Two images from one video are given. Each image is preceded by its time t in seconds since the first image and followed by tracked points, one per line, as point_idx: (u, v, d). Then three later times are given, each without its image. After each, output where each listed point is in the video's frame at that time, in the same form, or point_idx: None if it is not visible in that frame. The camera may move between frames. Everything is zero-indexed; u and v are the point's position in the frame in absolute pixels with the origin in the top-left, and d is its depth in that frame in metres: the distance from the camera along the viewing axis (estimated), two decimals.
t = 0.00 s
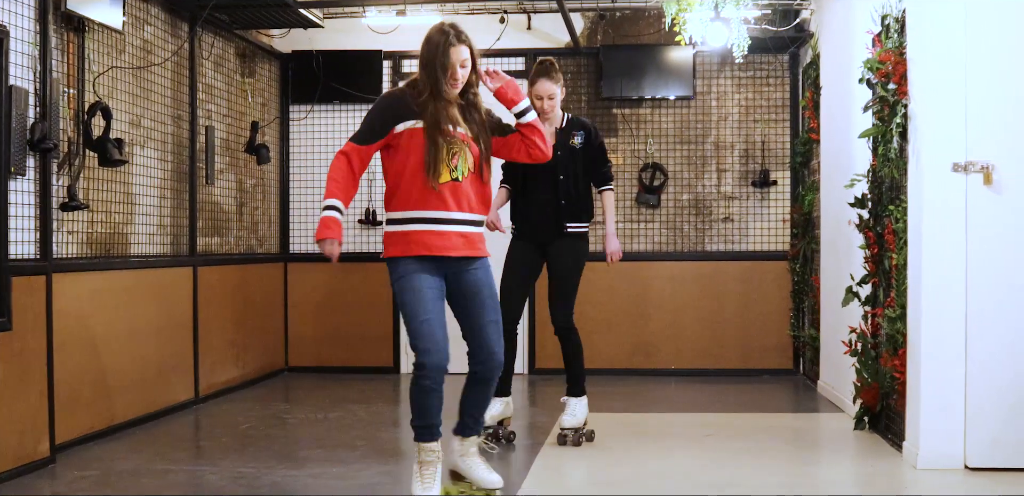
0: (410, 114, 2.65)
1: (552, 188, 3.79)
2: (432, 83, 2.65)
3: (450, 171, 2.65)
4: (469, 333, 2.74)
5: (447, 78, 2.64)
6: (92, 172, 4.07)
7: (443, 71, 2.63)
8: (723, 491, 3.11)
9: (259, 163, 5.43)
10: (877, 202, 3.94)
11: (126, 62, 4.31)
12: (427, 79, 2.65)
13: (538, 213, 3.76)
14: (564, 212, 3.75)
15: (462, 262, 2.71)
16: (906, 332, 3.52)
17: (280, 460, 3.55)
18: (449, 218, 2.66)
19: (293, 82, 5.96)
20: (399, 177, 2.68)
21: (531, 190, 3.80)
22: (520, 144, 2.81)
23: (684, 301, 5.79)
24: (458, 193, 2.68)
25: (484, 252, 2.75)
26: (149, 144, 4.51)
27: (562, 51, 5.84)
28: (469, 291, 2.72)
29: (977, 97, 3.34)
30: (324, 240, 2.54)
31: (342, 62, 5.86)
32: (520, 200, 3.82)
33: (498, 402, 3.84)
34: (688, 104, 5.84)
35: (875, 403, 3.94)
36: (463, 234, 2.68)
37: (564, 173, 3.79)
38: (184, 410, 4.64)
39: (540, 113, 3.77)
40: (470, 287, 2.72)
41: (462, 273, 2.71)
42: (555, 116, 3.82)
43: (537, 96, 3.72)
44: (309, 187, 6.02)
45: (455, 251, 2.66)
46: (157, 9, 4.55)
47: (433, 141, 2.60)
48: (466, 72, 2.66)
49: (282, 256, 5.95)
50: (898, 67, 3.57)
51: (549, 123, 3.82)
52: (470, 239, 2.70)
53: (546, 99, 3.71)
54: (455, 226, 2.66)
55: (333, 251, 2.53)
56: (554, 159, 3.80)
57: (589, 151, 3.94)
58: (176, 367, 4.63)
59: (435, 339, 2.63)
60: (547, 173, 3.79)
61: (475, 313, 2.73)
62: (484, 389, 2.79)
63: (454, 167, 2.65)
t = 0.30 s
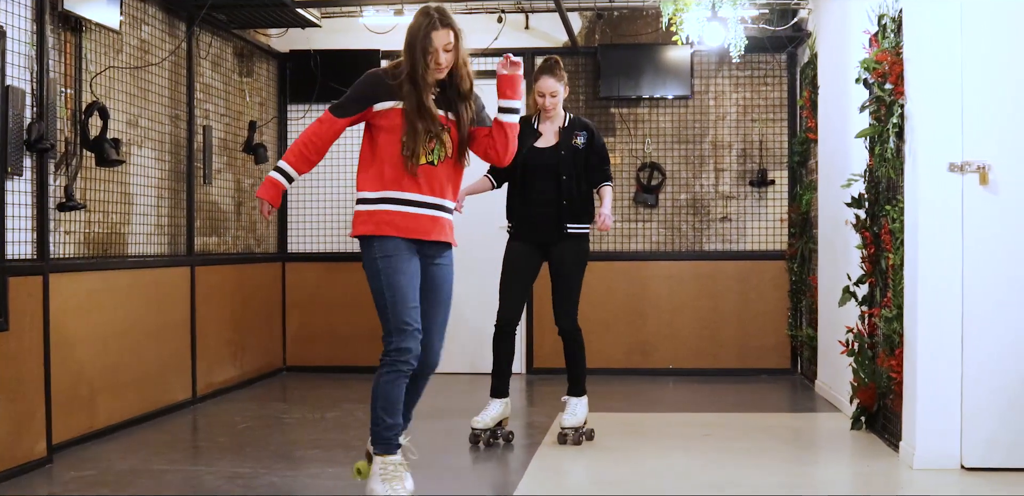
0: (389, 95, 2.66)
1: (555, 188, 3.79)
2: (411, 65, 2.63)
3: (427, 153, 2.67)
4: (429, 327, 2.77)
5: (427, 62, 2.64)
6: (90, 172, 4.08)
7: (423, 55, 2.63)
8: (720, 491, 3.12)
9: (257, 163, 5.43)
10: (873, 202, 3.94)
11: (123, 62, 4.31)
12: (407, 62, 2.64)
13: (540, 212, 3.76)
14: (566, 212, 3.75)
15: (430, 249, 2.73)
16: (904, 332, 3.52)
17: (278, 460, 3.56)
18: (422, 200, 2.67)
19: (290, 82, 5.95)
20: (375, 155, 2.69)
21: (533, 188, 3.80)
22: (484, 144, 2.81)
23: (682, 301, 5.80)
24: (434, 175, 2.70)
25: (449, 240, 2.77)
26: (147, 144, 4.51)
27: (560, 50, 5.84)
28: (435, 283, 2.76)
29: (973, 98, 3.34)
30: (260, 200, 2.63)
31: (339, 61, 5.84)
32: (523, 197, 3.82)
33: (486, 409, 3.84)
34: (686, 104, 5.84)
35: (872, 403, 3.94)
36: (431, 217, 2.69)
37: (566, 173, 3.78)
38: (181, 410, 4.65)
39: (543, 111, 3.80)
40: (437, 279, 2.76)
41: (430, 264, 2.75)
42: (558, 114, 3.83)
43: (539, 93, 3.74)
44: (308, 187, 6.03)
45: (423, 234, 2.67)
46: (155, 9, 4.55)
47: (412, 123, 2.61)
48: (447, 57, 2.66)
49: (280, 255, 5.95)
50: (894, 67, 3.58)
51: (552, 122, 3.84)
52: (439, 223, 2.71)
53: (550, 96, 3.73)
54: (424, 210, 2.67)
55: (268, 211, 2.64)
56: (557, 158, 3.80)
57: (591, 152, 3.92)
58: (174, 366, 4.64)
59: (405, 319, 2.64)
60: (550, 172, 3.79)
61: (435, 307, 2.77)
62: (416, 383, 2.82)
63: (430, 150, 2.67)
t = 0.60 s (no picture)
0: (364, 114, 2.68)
1: (548, 190, 3.79)
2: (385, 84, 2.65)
3: (396, 178, 2.65)
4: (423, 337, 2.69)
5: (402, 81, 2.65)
6: (87, 172, 4.08)
7: (398, 73, 2.65)
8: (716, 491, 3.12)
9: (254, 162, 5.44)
10: (870, 201, 3.95)
11: (121, 62, 4.31)
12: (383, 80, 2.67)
13: (532, 215, 3.76)
14: (561, 215, 3.77)
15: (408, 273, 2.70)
16: (900, 332, 3.53)
17: (274, 459, 3.57)
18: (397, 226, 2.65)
19: (288, 81, 5.95)
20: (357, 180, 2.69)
21: (524, 188, 3.79)
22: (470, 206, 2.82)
23: (679, 300, 5.80)
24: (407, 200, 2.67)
25: (436, 262, 2.70)
26: (144, 144, 4.51)
27: (557, 50, 5.85)
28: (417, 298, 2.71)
29: (968, 98, 3.34)
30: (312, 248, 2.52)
31: (337, 65, 5.86)
32: (513, 197, 3.80)
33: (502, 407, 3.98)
34: (683, 104, 5.85)
35: (869, 402, 3.95)
36: (408, 242, 2.65)
37: (560, 176, 3.78)
38: (179, 409, 4.65)
39: (528, 111, 3.77)
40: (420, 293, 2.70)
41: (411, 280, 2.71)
42: (543, 113, 3.81)
43: (526, 95, 3.70)
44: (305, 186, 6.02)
45: (398, 259, 2.63)
46: (152, 9, 4.55)
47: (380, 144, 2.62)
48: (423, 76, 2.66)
49: (278, 255, 5.96)
50: (890, 67, 3.58)
51: (537, 121, 3.81)
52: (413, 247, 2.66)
53: (535, 100, 3.70)
54: (400, 235, 2.64)
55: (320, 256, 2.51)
56: (549, 161, 3.79)
57: (577, 154, 3.95)
58: (172, 366, 4.65)
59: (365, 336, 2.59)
60: (543, 175, 3.78)
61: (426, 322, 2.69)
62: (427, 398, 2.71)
63: (400, 174, 2.65)
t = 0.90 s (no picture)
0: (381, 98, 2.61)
1: (545, 194, 3.79)
2: (401, 64, 2.62)
3: (426, 155, 2.68)
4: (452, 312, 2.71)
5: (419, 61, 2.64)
6: (84, 172, 4.09)
7: (413, 53, 2.63)
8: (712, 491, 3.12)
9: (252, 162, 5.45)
10: (866, 201, 3.95)
11: (118, 62, 4.31)
12: (401, 61, 2.62)
13: (529, 218, 3.76)
14: (556, 219, 3.76)
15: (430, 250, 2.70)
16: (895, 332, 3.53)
17: (271, 459, 3.57)
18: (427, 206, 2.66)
19: (286, 81, 5.95)
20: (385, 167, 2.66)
21: (522, 191, 3.79)
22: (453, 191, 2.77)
23: (677, 300, 5.81)
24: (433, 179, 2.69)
25: (461, 235, 2.73)
26: (141, 144, 4.51)
27: (555, 50, 5.86)
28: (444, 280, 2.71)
29: (964, 98, 3.35)
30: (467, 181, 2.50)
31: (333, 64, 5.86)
32: (512, 200, 3.78)
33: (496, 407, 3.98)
34: (681, 104, 5.86)
35: (865, 401, 3.96)
36: (437, 220, 2.67)
37: (557, 181, 3.78)
38: (176, 409, 4.65)
39: (525, 116, 3.78)
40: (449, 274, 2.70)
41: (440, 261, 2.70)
42: (541, 117, 3.82)
43: (524, 101, 3.71)
44: (302, 187, 6.01)
45: (428, 238, 2.66)
46: (149, 9, 4.55)
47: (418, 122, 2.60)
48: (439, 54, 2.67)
49: (275, 255, 5.96)
50: (886, 67, 3.59)
51: (535, 127, 3.82)
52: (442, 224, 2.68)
53: (534, 104, 3.70)
54: (429, 214, 2.66)
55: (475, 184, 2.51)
56: (547, 165, 3.79)
57: (578, 152, 3.92)
58: (169, 365, 4.65)
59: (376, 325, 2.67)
60: (541, 180, 3.79)
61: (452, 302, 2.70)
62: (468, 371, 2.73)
63: (430, 152, 2.69)
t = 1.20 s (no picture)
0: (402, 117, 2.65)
1: (556, 191, 3.81)
2: (417, 85, 2.66)
3: (442, 174, 2.69)
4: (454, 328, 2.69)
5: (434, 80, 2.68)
6: (82, 172, 4.09)
7: (426, 70, 2.66)
8: (708, 490, 3.14)
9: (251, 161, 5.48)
10: (862, 201, 3.95)
11: (115, 62, 4.31)
12: (416, 83, 2.66)
13: (540, 217, 3.77)
14: (568, 215, 3.79)
15: (445, 264, 2.70)
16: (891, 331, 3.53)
17: (268, 458, 3.58)
18: (445, 221, 2.68)
19: (284, 81, 5.96)
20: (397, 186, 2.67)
21: (532, 190, 3.78)
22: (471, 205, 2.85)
23: (675, 300, 5.82)
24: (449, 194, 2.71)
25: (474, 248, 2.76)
26: (139, 144, 4.52)
27: (554, 50, 5.87)
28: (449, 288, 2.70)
29: (958, 97, 3.36)
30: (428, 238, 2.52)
31: (331, 65, 5.89)
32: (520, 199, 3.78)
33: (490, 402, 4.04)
34: (678, 104, 5.86)
35: (861, 401, 3.96)
36: (455, 234, 2.69)
37: (567, 177, 3.79)
38: (174, 408, 4.67)
39: (532, 115, 3.77)
40: (453, 282, 2.70)
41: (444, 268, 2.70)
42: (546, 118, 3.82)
43: (532, 100, 3.72)
44: (301, 187, 6.01)
45: (449, 252, 2.67)
46: (147, 10, 4.55)
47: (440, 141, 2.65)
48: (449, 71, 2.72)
49: (273, 254, 5.97)
50: (882, 67, 3.60)
51: (541, 127, 3.81)
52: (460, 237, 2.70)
53: (540, 104, 3.71)
54: (448, 228, 2.67)
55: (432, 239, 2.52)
56: (557, 162, 3.80)
57: (581, 148, 3.95)
58: (167, 365, 4.66)
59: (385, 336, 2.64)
60: (552, 177, 3.79)
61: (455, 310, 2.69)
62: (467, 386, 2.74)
63: (446, 171, 2.70)
